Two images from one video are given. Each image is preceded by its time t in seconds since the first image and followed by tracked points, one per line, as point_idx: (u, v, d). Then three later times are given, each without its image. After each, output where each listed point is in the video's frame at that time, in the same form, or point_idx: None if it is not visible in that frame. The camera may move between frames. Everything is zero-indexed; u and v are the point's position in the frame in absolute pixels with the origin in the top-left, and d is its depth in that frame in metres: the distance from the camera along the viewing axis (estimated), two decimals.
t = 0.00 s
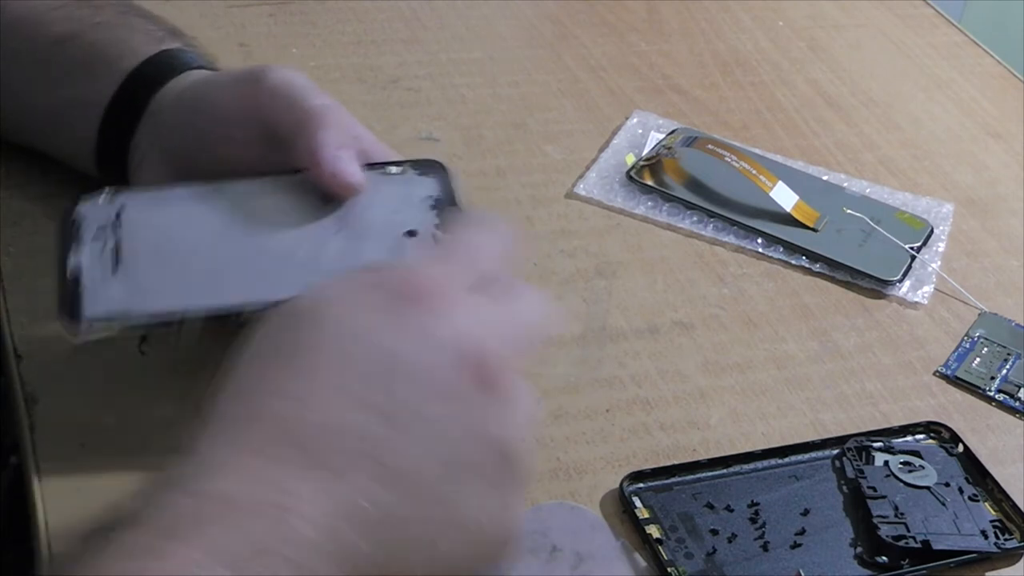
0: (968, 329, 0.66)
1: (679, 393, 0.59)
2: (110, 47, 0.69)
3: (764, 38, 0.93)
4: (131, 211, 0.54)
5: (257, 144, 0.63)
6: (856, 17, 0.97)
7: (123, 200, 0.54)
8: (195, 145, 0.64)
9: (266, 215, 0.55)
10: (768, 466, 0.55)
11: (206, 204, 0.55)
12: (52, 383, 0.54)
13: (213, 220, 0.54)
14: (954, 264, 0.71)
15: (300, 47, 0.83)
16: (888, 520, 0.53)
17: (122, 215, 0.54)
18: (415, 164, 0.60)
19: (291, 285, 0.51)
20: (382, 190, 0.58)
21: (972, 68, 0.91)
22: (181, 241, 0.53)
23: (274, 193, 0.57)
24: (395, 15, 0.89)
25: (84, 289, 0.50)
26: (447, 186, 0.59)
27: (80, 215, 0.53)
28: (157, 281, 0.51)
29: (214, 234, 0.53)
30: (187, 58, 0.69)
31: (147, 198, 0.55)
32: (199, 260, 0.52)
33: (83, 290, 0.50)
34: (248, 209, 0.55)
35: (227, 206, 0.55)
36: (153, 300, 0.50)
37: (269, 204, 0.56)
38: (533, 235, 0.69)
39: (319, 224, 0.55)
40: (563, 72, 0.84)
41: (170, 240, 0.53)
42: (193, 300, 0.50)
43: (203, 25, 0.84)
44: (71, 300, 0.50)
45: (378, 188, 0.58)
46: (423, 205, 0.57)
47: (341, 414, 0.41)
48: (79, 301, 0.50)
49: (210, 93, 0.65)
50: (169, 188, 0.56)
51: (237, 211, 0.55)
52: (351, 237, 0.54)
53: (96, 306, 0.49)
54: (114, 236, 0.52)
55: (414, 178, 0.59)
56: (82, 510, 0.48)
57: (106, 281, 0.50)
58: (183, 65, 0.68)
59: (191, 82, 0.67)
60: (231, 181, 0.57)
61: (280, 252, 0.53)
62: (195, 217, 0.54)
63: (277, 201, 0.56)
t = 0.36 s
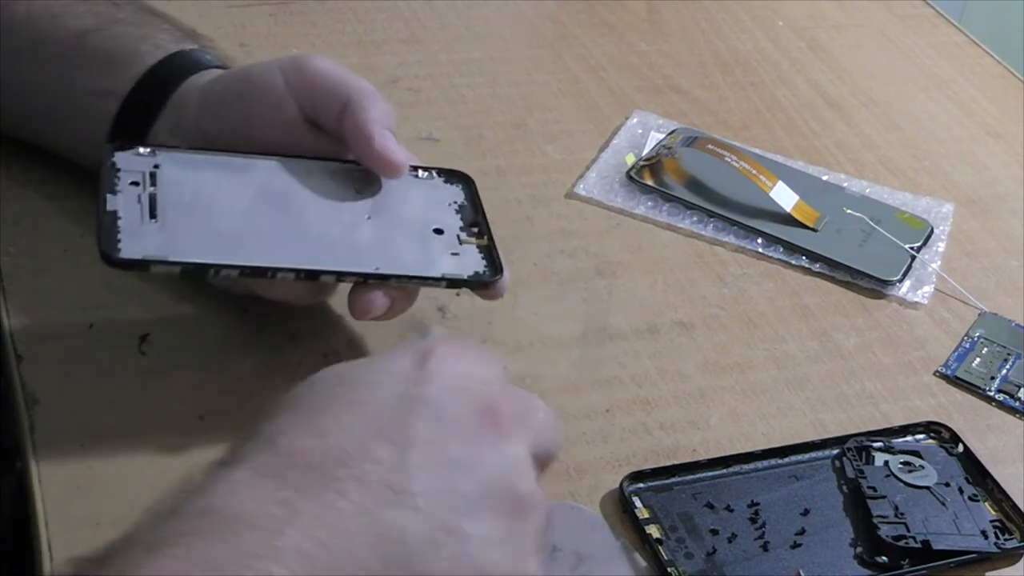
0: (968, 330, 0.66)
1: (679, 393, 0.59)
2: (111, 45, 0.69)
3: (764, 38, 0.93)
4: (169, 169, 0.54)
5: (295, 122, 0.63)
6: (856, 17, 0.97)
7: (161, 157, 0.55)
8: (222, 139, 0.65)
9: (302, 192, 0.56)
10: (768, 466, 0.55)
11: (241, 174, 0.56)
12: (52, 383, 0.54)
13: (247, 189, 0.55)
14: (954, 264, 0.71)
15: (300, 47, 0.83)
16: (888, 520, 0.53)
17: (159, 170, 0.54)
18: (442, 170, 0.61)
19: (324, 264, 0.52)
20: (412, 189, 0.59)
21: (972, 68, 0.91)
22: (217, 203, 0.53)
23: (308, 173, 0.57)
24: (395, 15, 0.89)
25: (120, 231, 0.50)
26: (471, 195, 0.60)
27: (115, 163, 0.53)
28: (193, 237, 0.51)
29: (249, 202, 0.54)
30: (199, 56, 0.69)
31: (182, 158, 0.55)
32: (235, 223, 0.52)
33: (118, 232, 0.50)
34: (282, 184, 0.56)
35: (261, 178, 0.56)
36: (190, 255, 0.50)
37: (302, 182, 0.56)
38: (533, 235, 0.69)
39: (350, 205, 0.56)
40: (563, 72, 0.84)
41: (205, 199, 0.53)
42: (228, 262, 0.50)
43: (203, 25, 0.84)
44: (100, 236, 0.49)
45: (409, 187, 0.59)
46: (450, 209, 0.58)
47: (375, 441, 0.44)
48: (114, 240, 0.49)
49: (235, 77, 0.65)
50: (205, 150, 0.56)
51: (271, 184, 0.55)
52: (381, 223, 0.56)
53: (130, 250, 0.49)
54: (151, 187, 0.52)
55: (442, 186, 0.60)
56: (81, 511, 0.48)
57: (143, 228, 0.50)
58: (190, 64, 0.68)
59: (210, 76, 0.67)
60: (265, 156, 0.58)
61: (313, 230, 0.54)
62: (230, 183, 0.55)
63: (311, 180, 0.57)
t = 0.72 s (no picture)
0: (968, 330, 0.66)
1: (679, 393, 0.59)
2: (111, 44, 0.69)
3: (764, 38, 0.93)
4: (172, 160, 0.55)
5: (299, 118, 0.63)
6: (856, 18, 0.97)
7: (165, 150, 0.55)
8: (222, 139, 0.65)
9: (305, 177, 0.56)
10: (768, 466, 0.55)
11: (244, 161, 0.56)
12: (53, 383, 0.54)
13: (249, 173, 0.55)
14: (954, 264, 0.71)
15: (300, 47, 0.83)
16: (888, 520, 0.53)
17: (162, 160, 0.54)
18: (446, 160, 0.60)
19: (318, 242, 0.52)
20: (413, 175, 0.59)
21: (972, 68, 0.91)
22: (219, 187, 0.54)
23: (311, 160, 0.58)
24: (395, 15, 0.89)
25: (121, 216, 0.51)
26: (474, 182, 0.59)
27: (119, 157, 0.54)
28: (194, 219, 0.51)
29: (249, 188, 0.54)
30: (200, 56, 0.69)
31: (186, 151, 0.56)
32: (235, 204, 0.53)
33: (118, 216, 0.51)
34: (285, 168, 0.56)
35: (265, 163, 0.56)
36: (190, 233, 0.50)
37: (306, 168, 0.57)
38: (532, 235, 0.69)
39: (351, 192, 0.56)
40: (563, 72, 0.84)
41: (208, 185, 0.54)
42: (225, 243, 0.50)
43: (203, 25, 0.84)
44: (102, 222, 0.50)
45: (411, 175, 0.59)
46: (452, 195, 0.58)
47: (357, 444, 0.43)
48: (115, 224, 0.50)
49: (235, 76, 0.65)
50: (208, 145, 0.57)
51: (271, 172, 0.56)
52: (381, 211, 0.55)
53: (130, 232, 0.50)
54: (154, 175, 0.53)
55: (444, 175, 0.59)
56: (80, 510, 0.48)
57: (145, 212, 0.51)
58: (190, 64, 0.68)
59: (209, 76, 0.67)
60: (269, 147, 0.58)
61: (311, 214, 0.53)
62: (232, 170, 0.55)
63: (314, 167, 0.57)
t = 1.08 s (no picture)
0: (968, 329, 0.66)
1: (679, 393, 0.59)
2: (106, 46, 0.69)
3: (765, 37, 0.93)
4: (120, 218, 0.54)
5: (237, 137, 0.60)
6: (856, 18, 0.97)
7: (116, 207, 0.54)
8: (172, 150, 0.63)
9: (237, 201, 0.52)
10: (768, 466, 0.55)
11: (191, 197, 0.53)
12: (51, 382, 0.55)
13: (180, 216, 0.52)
14: (954, 264, 0.71)
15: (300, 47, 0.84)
16: (888, 520, 0.53)
17: (112, 219, 0.54)
18: (388, 133, 0.54)
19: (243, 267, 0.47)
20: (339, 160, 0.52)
21: (972, 68, 0.91)
22: (151, 238, 0.52)
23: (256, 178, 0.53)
24: (395, 15, 0.90)
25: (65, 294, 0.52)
26: (416, 153, 0.52)
27: (74, 228, 0.55)
28: (128, 284, 0.50)
29: (189, 231, 0.51)
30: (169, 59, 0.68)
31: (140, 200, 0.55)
32: (167, 258, 0.51)
33: (62, 296, 0.52)
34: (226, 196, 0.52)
35: (205, 199, 0.53)
36: (118, 307, 0.50)
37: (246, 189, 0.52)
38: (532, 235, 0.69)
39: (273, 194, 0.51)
40: (563, 73, 0.84)
41: (145, 237, 0.52)
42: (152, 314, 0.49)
43: (203, 26, 0.85)
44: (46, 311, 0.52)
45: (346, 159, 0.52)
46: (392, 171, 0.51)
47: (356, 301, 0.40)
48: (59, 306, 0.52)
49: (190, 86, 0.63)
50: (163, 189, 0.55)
51: (215, 204, 0.52)
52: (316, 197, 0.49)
53: (70, 314, 0.51)
54: (100, 241, 0.53)
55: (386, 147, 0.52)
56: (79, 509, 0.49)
57: (84, 288, 0.51)
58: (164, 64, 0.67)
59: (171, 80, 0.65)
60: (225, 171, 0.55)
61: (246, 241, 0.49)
62: (175, 211, 0.53)
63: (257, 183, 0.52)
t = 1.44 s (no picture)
0: (968, 329, 0.66)
1: (679, 393, 0.59)
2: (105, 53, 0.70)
3: (765, 37, 0.93)
4: (101, 243, 0.57)
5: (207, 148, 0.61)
6: (856, 18, 0.97)
7: (96, 232, 0.58)
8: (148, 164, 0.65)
9: (202, 215, 0.54)
10: (768, 466, 0.55)
11: (160, 216, 0.56)
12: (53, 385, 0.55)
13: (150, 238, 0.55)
14: (954, 264, 0.71)
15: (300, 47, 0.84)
16: (888, 520, 0.53)
17: (94, 245, 0.57)
18: (353, 122, 0.55)
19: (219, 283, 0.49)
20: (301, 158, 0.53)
21: (972, 68, 0.91)
22: (124, 262, 0.54)
23: (220, 188, 0.55)
24: (395, 15, 0.90)
25: (56, 326, 0.54)
26: (382, 140, 0.54)
27: (60, 257, 0.58)
28: (107, 309, 0.53)
29: (165, 248, 0.54)
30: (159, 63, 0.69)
31: (115, 224, 0.57)
32: (138, 280, 0.53)
33: (53, 327, 0.54)
34: (192, 211, 0.55)
35: (173, 218, 0.55)
36: (97, 334, 0.52)
37: (209, 201, 0.55)
38: (532, 235, 0.69)
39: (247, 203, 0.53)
40: (563, 73, 0.84)
41: (119, 261, 0.55)
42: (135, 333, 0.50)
43: (203, 26, 0.85)
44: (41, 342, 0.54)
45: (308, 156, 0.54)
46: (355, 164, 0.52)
47: (330, 303, 0.40)
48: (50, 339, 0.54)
49: (160, 98, 0.64)
50: (137, 210, 0.58)
51: (188, 219, 0.55)
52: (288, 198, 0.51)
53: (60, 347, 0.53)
54: (84, 270, 0.56)
55: (350, 142, 0.54)
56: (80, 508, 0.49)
57: (70, 318, 0.54)
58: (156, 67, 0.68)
59: (144, 88, 0.66)
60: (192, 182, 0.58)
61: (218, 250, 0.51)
62: (147, 233, 0.55)
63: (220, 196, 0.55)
